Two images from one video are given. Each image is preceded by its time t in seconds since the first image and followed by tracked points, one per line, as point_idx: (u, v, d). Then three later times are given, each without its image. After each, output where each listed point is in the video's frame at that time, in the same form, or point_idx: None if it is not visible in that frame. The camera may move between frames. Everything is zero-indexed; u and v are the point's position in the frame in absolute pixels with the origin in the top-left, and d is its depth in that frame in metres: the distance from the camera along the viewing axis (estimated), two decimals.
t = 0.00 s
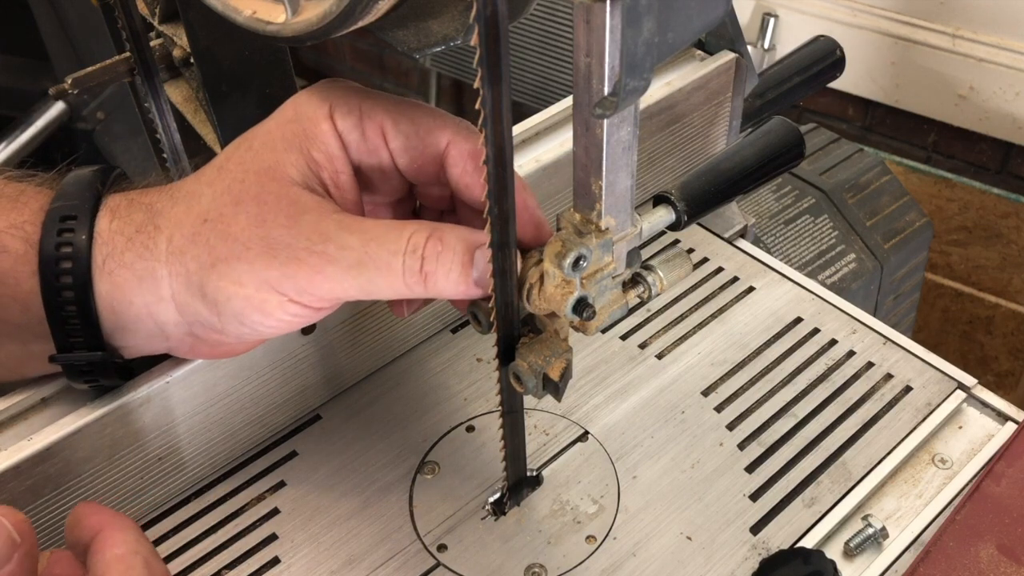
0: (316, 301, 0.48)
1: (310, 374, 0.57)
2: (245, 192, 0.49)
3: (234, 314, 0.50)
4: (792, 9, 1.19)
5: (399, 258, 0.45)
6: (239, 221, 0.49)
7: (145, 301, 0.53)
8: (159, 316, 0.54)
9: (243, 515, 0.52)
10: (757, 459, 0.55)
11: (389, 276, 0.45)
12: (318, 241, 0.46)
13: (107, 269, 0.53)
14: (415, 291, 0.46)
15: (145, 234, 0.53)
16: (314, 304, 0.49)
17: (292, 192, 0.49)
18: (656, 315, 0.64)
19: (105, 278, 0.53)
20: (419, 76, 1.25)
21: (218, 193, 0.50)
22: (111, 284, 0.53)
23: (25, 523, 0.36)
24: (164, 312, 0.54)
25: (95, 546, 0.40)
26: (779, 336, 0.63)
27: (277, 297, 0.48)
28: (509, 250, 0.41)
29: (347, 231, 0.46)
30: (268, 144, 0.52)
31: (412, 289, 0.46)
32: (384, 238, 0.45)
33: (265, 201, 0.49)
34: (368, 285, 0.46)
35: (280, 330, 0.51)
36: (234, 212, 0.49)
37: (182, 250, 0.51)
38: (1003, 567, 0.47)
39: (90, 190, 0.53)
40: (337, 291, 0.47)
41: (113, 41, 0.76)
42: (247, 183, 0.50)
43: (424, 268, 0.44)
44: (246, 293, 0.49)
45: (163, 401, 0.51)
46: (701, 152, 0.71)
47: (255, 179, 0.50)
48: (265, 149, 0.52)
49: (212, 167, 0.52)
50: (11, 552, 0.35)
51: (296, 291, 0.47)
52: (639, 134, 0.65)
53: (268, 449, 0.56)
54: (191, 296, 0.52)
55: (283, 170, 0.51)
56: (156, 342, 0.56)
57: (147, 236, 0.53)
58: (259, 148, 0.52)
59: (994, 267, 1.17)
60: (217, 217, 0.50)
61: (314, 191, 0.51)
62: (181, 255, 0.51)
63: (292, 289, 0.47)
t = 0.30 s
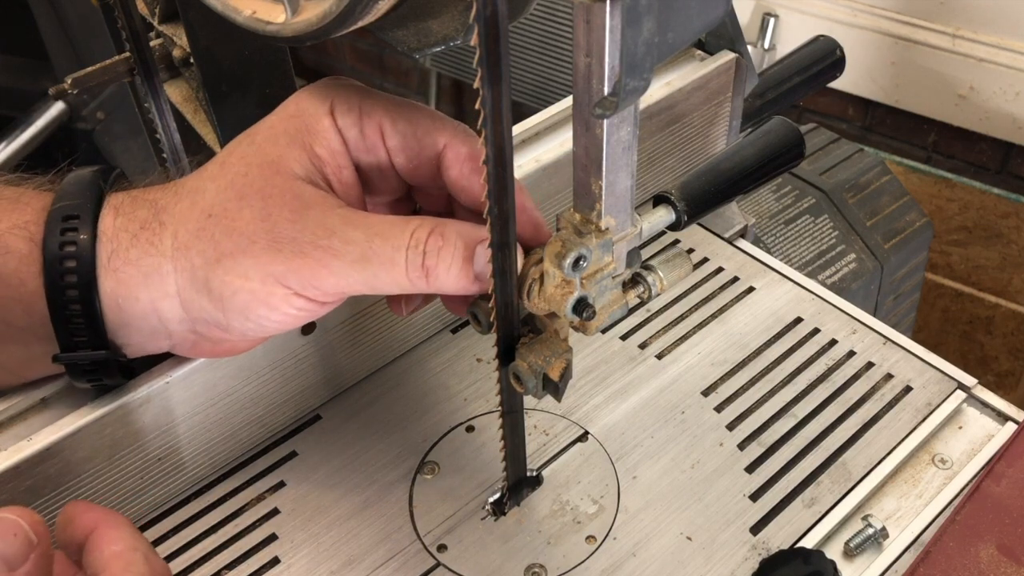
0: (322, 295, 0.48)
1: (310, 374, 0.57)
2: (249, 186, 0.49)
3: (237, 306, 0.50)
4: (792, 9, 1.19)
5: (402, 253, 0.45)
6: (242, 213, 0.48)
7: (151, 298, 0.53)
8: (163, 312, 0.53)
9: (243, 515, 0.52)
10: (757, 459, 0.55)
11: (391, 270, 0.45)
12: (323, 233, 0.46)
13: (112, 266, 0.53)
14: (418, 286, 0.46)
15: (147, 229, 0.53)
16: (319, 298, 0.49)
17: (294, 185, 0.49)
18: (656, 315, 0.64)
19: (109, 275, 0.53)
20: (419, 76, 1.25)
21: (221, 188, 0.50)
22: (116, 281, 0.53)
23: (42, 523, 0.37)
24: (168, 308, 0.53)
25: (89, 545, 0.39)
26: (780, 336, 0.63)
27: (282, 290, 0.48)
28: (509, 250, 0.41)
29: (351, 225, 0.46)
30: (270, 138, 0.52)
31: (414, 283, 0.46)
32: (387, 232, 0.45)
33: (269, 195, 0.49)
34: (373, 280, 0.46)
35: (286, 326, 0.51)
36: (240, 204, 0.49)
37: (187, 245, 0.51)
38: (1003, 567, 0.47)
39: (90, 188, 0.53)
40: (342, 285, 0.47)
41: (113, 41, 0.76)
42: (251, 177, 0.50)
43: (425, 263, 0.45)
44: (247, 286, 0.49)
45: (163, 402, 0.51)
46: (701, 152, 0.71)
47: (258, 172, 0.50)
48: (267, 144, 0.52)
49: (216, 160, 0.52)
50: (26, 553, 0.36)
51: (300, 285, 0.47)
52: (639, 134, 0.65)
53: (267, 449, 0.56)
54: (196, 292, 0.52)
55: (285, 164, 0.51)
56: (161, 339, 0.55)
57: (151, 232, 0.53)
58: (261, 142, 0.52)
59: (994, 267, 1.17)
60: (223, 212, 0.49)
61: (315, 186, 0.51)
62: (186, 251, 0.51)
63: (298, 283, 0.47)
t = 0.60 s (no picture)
0: (325, 290, 0.48)
1: (310, 374, 0.57)
2: (250, 184, 0.49)
3: (237, 302, 0.50)
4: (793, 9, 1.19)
5: (405, 248, 0.45)
6: (242, 211, 0.48)
7: (155, 293, 0.53)
8: (167, 307, 0.53)
9: (242, 515, 0.52)
10: (757, 459, 0.55)
11: (395, 264, 0.45)
12: (323, 229, 0.46)
13: (116, 262, 0.53)
14: (420, 281, 0.46)
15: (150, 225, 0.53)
16: (323, 293, 0.49)
17: (298, 181, 0.49)
18: (656, 315, 0.64)
19: (114, 271, 0.53)
20: (419, 76, 1.25)
21: (225, 184, 0.50)
22: (121, 277, 0.53)
23: (38, 524, 0.36)
24: (171, 307, 0.53)
25: (81, 546, 0.39)
26: (780, 336, 0.63)
27: (286, 284, 0.48)
28: (510, 250, 0.41)
29: (355, 220, 0.46)
30: (273, 134, 0.52)
31: (417, 279, 0.46)
32: (389, 228, 0.45)
33: (272, 190, 0.49)
34: (376, 275, 0.46)
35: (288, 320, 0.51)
36: (241, 202, 0.49)
37: (191, 240, 0.51)
38: (1004, 567, 0.47)
39: (93, 188, 0.53)
40: (346, 280, 0.47)
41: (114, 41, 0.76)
42: (254, 172, 0.50)
43: (428, 258, 0.45)
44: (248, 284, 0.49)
45: (163, 401, 0.51)
46: (701, 152, 0.71)
47: (261, 168, 0.50)
48: (269, 139, 0.52)
49: (220, 155, 0.52)
50: (23, 553, 0.35)
51: (303, 282, 0.47)
52: (639, 134, 0.65)
53: (267, 449, 0.56)
54: (200, 289, 0.52)
55: (287, 159, 0.51)
56: (164, 335, 0.55)
57: (155, 228, 0.53)
58: (265, 137, 0.52)
59: (994, 267, 1.17)
60: (227, 208, 0.49)
61: (318, 182, 0.51)
62: (190, 246, 0.51)
63: (302, 277, 0.47)
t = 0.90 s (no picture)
0: (326, 287, 0.48)
1: (311, 374, 0.57)
2: (251, 183, 0.49)
3: (238, 300, 0.50)
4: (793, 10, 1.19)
5: (404, 245, 0.45)
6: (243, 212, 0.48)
7: (156, 292, 0.53)
8: (167, 307, 0.53)
9: (242, 515, 0.52)
10: (757, 459, 0.55)
11: (394, 262, 0.45)
12: (324, 229, 0.46)
13: (117, 262, 0.53)
14: (421, 279, 0.46)
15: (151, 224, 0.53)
16: (323, 290, 0.49)
17: (298, 180, 0.49)
18: (656, 315, 0.64)
19: (116, 272, 0.53)
20: (419, 76, 1.25)
21: (226, 182, 0.50)
22: (122, 278, 0.53)
23: (16, 527, 0.36)
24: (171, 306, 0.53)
25: (57, 552, 0.39)
26: (780, 336, 0.63)
27: (286, 282, 0.48)
28: (510, 251, 0.41)
29: (353, 217, 0.46)
30: (275, 134, 0.52)
31: (417, 277, 0.46)
32: (389, 224, 0.45)
33: (274, 188, 0.49)
34: (376, 273, 0.46)
35: (288, 318, 0.51)
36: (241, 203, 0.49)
37: (193, 239, 0.51)
38: (1003, 568, 0.47)
39: (92, 190, 0.53)
40: (346, 277, 0.47)
41: (114, 41, 0.76)
42: (255, 171, 0.50)
43: (428, 256, 0.44)
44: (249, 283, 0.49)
45: (163, 402, 0.51)
46: (701, 152, 0.71)
47: (263, 166, 0.50)
48: (271, 138, 0.52)
49: (221, 154, 0.52)
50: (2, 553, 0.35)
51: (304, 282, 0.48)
52: (639, 134, 0.65)
53: (267, 450, 0.56)
54: (200, 287, 0.52)
55: (289, 159, 0.51)
56: (165, 335, 0.55)
57: (156, 227, 0.53)
58: (266, 137, 0.52)
59: (994, 267, 1.17)
60: (228, 205, 0.50)
61: (319, 181, 0.51)
62: (191, 245, 0.51)
63: (302, 275, 0.48)
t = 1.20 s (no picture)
0: (298, 290, 0.48)
1: (310, 375, 0.57)
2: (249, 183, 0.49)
3: (237, 300, 0.50)
4: (793, 9, 1.19)
5: (382, 250, 0.45)
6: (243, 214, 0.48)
7: (150, 291, 0.53)
8: (156, 305, 0.53)
9: (241, 516, 0.52)
10: (757, 460, 0.55)
11: (368, 267, 0.45)
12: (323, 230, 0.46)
13: (108, 258, 0.53)
14: (396, 288, 0.45)
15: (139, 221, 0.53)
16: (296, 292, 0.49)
17: (295, 182, 0.49)
18: (655, 315, 0.64)
19: (107, 268, 0.53)
20: (419, 76, 1.25)
21: (216, 180, 0.50)
22: (113, 275, 0.53)
23: None
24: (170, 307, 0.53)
25: (43, 558, 0.39)
26: (779, 336, 0.63)
27: (258, 283, 0.48)
28: (508, 252, 0.41)
29: (330, 218, 0.46)
30: (268, 134, 0.52)
31: (392, 285, 0.45)
32: (370, 229, 0.45)
33: (272, 189, 0.49)
34: (347, 275, 0.45)
35: (264, 314, 0.51)
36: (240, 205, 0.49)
37: (175, 232, 0.51)
38: (1003, 569, 0.47)
39: (86, 189, 0.53)
40: (315, 278, 0.46)
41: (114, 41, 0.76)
42: (242, 169, 0.50)
43: (408, 264, 0.44)
44: (244, 283, 0.49)
45: (162, 402, 0.51)
46: (701, 152, 0.71)
47: (260, 167, 0.50)
48: (264, 139, 0.52)
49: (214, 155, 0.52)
50: None
51: (305, 284, 0.48)
52: (639, 134, 0.65)
53: (266, 450, 0.56)
54: (185, 287, 0.52)
55: (282, 160, 0.51)
56: (157, 335, 0.56)
57: (144, 221, 0.53)
58: (260, 137, 0.52)
59: (994, 267, 1.17)
60: (211, 203, 0.49)
61: (306, 182, 0.51)
62: (182, 243, 0.51)
63: (276, 273, 0.47)
